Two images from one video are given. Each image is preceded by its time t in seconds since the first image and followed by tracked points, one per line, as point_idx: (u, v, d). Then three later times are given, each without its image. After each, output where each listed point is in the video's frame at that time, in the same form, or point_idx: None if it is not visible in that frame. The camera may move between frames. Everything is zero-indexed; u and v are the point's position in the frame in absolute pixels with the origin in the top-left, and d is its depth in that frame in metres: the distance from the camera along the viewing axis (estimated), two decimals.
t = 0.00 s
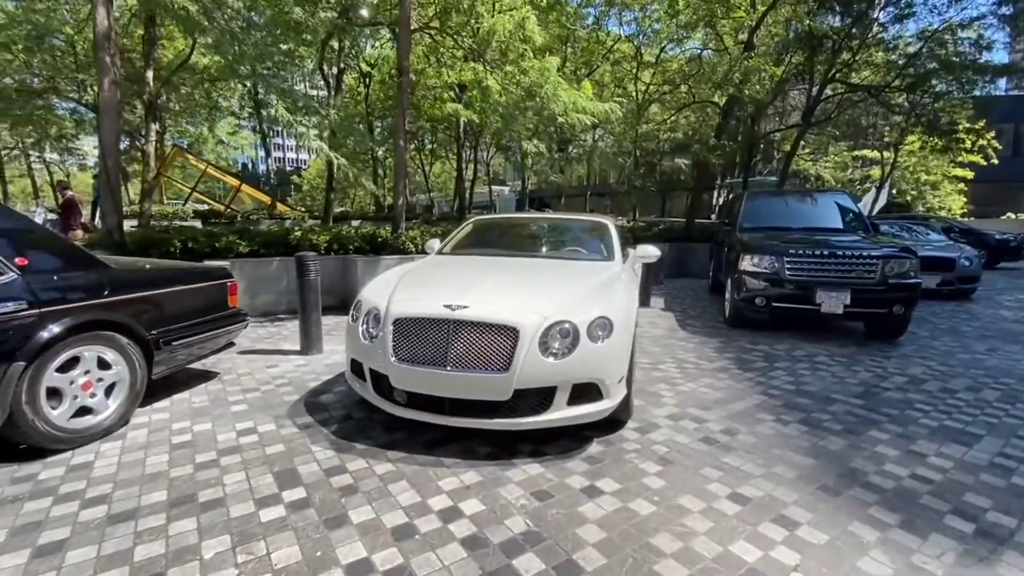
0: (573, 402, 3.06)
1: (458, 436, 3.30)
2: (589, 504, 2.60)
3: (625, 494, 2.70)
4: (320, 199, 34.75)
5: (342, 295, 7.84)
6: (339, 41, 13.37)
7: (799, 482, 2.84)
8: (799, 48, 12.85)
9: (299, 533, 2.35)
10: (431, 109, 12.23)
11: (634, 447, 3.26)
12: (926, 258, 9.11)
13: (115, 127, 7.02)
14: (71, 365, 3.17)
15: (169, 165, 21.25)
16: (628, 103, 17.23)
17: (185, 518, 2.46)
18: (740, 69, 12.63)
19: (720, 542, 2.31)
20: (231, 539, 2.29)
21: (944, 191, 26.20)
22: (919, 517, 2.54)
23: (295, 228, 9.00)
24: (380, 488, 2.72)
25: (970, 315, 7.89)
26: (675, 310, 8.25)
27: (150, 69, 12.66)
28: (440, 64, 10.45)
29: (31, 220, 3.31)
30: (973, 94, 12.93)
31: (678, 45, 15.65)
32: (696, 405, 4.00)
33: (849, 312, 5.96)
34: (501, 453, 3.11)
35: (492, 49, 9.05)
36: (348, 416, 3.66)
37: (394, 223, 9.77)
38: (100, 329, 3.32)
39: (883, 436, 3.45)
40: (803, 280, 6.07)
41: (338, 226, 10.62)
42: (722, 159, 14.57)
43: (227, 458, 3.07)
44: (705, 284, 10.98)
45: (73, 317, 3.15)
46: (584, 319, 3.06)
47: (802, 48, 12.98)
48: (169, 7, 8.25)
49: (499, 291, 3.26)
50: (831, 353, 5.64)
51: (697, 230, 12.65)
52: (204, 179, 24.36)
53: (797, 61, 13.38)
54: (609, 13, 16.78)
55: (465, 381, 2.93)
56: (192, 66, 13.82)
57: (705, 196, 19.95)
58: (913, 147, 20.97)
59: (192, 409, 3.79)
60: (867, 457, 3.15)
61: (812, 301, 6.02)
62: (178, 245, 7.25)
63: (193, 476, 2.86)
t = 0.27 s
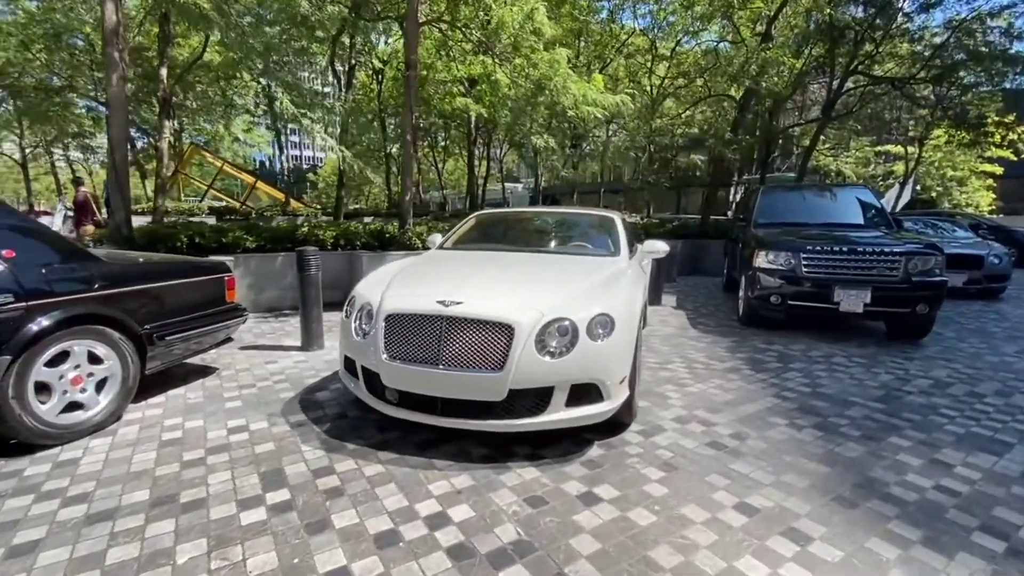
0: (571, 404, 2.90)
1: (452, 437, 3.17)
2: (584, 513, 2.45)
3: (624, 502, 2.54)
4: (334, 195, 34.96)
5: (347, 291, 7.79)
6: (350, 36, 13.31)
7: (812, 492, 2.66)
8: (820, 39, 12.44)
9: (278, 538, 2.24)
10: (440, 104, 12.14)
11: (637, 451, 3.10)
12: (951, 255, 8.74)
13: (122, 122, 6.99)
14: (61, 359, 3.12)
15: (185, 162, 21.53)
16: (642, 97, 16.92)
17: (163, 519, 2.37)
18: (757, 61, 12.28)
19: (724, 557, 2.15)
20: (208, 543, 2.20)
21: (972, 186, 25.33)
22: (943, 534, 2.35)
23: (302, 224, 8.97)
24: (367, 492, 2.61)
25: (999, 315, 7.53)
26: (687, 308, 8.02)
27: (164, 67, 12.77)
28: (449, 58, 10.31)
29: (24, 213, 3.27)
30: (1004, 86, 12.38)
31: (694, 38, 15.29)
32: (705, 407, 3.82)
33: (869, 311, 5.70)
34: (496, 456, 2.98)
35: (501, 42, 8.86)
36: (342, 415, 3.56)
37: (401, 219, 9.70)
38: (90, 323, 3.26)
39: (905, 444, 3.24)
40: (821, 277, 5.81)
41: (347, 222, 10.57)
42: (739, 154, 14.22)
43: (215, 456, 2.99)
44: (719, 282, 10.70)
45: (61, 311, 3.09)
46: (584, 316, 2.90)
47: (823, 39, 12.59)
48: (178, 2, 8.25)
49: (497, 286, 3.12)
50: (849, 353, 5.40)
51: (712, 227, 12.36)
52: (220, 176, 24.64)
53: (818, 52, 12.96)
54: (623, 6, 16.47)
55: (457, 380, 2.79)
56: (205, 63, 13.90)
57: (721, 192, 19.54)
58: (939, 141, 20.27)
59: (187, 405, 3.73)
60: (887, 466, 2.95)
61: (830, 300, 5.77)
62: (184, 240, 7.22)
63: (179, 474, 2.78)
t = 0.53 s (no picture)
0: (571, 408, 2.76)
1: (449, 441, 3.06)
2: (583, 524, 2.32)
3: (625, 513, 2.41)
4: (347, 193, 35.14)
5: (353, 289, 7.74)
6: (360, 33, 13.27)
7: (828, 505, 2.49)
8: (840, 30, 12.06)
9: (261, 546, 2.15)
10: (450, 100, 12.10)
11: (641, 458, 2.96)
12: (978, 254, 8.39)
13: (131, 120, 7.00)
14: (54, 357, 3.07)
15: (201, 160, 21.81)
16: (656, 92, 16.63)
17: (146, 524, 2.29)
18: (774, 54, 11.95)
19: None
20: (189, 551, 2.11)
21: (999, 183, 24.52)
22: (971, 554, 2.17)
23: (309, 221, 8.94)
24: (357, 498, 2.51)
25: None
26: (699, 307, 7.81)
27: (177, 65, 12.88)
28: (458, 54, 10.19)
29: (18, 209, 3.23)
30: None
31: (710, 31, 14.96)
32: (715, 412, 3.66)
33: (890, 312, 5.46)
34: (493, 461, 2.86)
35: (510, 35, 8.72)
36: (338, 416, 3.47)
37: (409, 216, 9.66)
38: (83, 320, 3.21)
39: (928, 453, 3.05)
40: (839, 276, 5.58)
41: (356, 220, 10.53)
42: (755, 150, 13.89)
43: (206, 458, 2.92)
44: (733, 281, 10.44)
45: (53, 307, 3.05)
46: (585, 317, 2.76)
47: (843, 31, 12.25)
48: None
49: (495, 283, 3.00)
50: (869, 356, 5.17)
51: (726, 225, 12.10)
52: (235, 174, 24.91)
53: (838, 44, 12.57)
54: None
55: (452, 383, 2.67)
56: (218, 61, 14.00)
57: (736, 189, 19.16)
58: (965, 135, 19.59)
59: (183, 404, 3.67)
60: (909, 477, 2.77)
61: (849, 299, 5.54)
62: (191, 237, 7.21)
63: (167, 477, 2.71)
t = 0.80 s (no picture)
0: (571, 411, 2.65)
1: (446, 443, 2.98)
2: (579, 534, 2.22)
3: (625, 524, 2.29)
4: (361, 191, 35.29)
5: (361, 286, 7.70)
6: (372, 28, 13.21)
7: (842, 518, 2.35)
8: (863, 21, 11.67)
9: (246, 551, 2.09)
10: (460, 96, 11.98)
11: (644, 464, 2.84)
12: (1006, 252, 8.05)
13: (142, 118, 7.03)
14: (50, 354, 3.06)
15: (217, 158, 22.04)
16: (672, 87, 16.32)
17: (133, 526, 2.25)
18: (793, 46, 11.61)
19: None
20: (172, 555, 2.06)
21: None
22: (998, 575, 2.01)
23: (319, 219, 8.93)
24: (348, 502, 2.44)
25: None
26: (713, 306, 7.62)
27: (192, 63, 12.99)
28: (468, 49, 10.07)
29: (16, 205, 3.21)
30: None
31: (727, 24, 14.63)
32: (725, 416, 3.51)
33: (912, 312, 5.23)
34: (491, 465, 2.77)
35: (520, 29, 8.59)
36: (336, 416, 3.41)
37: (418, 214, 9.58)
38: (82, 317, 3.19)
39: (952, 463, 2.87)
40: (859, 275, 5.36)
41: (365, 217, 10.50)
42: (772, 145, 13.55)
43: (199, 457, 2.87)
44: (749, 279, 10.19)
45: (51, 304, 3.04)
46: (586, 316, 2.65)
47: (866, 23, 11.86)
48: None
49: (493, 281, 2.90)
50: (889, 358, 4.96)
51: (742, 222, 11.81)
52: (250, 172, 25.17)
53: (861, 35, 12.16)
54: None
55: (447, 384, 2.58)
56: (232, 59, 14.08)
57: (754, 185, 18.77)
58: (994, 130, 18.89)
59: (182, 402, 3.65)
60: (930, 488, 2.60)
61: (869, 299, 5.32)
62: (201, 234, 7.23)
63: (159, 476, 2.67)
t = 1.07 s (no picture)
0: (564, 411, 2.55)
1: (438, 442, 2.89)
2: (567, 541, 2.12)
3: (616, 530, 2.19)
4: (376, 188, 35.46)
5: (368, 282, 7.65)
6: (382, 24, 13.20)
7: (848, 528, 2.21)
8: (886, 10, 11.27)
9: (223, 552, 2.04)
10: (469, 91, 11.91)
11: (642, 467, 2.72)
12: None
13: (151, 114, 7.08)
14: (45, 347, 3.06)
15: (233, 156, 22.34)
16: (687, 80, 16.02)
17: (113, 523, 2.22)
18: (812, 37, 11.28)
19: None
20: (148, 554, 2.02)
21: None
22: None
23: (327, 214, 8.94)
24: (333, 502, 2.38)
25: None
26: (725, 304, 7.42)
27: (206, 61, 13.15)
28: (478, 43, 9.98)
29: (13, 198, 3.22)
30: None
31: (744, 15, 14.28)
32: (730, 417, 3.37)
33: (933, 310, 5.00)
34: (482, 466, 2.68)
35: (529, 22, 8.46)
36: (330, 413, 3.36)
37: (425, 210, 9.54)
38: (77, 311, 3.18)
39: (971, 471, 2.70)
40: (877, 271, 5.14)
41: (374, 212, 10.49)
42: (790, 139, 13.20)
43: (188, 453, 2.84)
44: (764, 277, 9.94)
45: (46, 298, 3.04)
46: (580, 312, 2.55)
47: (888, 13, 11.46)
48: None
49: (485, 277, 2.81)
50: (908, 358, 4.74)
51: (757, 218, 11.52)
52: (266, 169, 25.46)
53: (884, 25, 11.76)
54: None
55: (435, 382, 2.50)
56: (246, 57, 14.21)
57: (771, 181, 18.36)
58: None
59: (178, 397, 3.63)
60: (946, 498, 2.44)
61: (887, 297, 5.10)
62: (210, 229, 7.28)
63: (146, 472, 2.65)
